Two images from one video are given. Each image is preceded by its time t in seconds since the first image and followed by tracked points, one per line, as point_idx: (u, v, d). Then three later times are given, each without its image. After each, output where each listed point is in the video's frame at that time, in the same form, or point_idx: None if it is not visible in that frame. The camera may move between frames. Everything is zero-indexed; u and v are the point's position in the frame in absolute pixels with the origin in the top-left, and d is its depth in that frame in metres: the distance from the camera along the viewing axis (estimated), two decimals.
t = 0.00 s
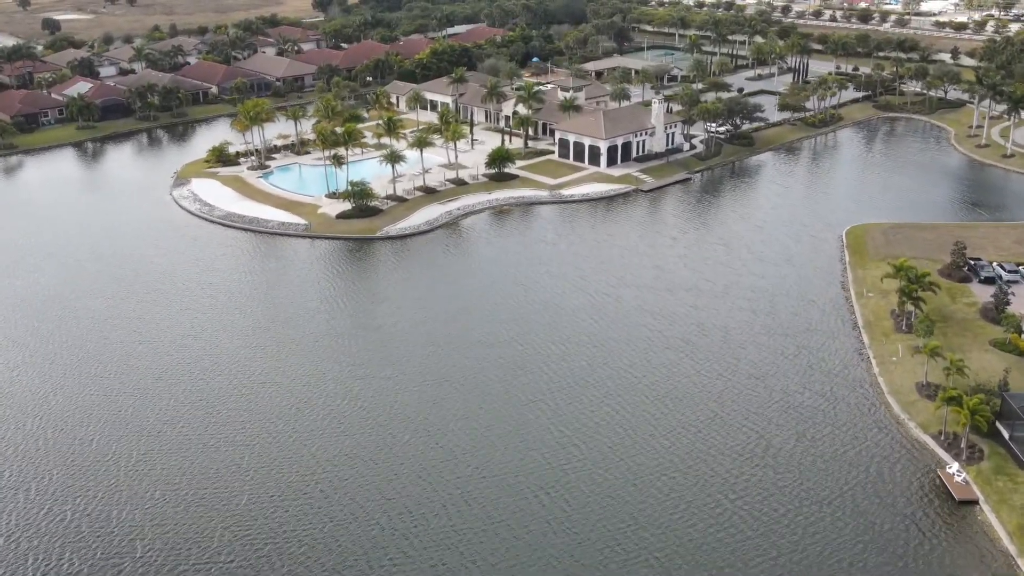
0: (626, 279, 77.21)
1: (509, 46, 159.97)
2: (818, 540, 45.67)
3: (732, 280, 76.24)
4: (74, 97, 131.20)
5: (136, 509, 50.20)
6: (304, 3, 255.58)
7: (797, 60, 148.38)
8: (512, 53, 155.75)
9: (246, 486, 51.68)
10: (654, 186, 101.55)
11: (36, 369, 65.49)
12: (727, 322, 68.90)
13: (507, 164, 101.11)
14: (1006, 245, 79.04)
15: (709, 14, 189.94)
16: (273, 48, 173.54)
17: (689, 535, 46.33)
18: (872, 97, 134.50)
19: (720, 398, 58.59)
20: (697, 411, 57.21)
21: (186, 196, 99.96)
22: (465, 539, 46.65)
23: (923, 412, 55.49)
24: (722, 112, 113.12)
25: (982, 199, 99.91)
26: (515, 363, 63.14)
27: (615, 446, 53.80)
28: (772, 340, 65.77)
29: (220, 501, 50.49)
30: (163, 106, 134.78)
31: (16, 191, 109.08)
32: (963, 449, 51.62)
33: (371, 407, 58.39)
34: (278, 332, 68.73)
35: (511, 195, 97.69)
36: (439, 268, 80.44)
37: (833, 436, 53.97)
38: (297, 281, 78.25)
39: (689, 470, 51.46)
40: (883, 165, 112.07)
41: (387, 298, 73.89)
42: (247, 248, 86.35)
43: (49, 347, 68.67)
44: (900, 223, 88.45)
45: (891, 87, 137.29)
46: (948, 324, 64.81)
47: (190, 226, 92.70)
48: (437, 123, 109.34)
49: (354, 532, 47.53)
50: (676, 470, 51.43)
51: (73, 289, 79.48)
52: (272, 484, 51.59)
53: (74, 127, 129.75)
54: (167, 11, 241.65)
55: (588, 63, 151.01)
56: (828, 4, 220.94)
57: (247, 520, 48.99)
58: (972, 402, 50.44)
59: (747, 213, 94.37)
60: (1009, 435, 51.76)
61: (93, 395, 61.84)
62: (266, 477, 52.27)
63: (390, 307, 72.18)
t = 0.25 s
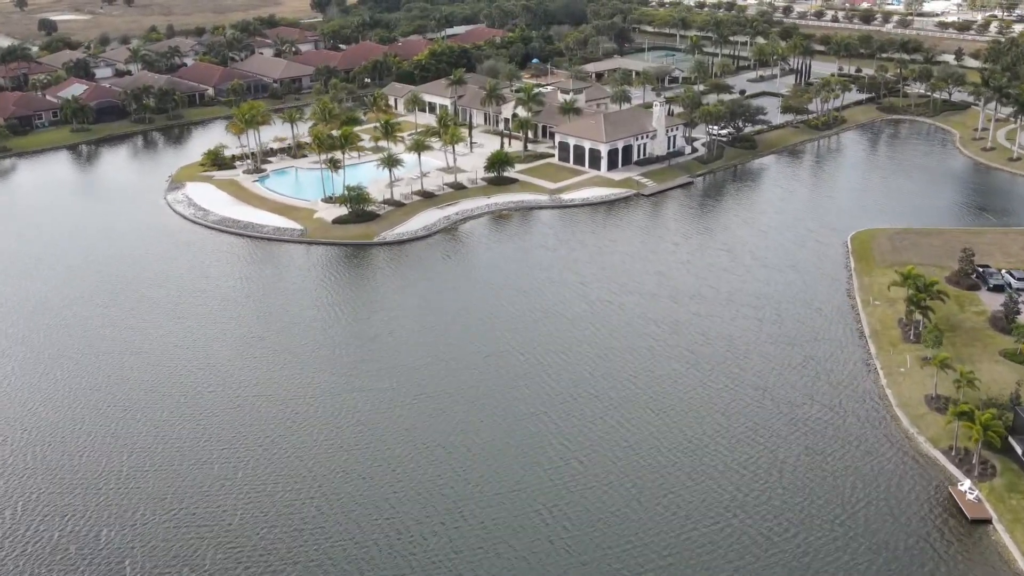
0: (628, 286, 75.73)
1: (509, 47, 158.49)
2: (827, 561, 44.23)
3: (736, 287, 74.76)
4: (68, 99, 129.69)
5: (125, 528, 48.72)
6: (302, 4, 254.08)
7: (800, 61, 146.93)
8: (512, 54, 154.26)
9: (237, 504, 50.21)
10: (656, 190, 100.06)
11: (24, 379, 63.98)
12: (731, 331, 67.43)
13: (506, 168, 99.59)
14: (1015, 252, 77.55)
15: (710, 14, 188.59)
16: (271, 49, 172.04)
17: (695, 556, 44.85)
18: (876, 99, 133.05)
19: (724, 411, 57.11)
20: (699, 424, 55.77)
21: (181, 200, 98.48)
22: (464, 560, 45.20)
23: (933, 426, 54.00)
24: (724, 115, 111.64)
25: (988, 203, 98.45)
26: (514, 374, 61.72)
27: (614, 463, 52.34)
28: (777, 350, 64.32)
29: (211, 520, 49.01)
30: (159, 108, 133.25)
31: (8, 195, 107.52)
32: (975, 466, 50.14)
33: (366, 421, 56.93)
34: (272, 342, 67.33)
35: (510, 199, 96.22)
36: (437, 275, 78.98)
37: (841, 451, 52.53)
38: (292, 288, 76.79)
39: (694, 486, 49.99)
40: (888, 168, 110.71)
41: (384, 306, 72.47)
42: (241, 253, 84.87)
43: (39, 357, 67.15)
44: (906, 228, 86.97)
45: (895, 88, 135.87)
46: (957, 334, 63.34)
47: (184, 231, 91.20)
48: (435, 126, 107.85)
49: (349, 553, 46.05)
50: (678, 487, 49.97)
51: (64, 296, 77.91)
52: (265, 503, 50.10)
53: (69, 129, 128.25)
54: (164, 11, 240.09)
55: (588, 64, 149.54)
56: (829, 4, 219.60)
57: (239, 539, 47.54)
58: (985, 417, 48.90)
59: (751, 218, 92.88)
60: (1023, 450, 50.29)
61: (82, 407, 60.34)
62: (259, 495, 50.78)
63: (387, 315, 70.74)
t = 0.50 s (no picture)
0: (630, 295, 74.01)
1: (508, 48, 156.79)
2: None
3: (740, 297, 73.05)
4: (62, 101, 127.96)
5: (109, 551, 47.00)
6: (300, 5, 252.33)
7: (802, 63, 145.28)
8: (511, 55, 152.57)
9: (226, 526, 48.51)
10: (657, 195, 98.33)
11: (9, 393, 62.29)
12: (735, 342, 65.71)
13: (505, 172, 97.83)
14: None
15: (712, 15, 186.97)
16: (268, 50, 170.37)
17: None
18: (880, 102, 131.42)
19: (729, 427, 55.36)
20: (704, 441, 54.01)
21: (174, 205, 96.72)
22: None
23: (945, 444, 52.27)
24: (727, 118, 109.94)
25: (996, 208, 96.71)
26: (513, 388, 59.97)
27: (617, 482, 50.59)
28: (783, 363, 62.58)
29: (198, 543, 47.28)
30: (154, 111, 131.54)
31: None
32: (990, 486, 48.40)
33: (360, 439, 55.19)
34: (264, 355, 65.60)
35: (509, 205, 94.46)
36: (434, 283, 77.26)
37: (850, 470, 50.86)
38: (286, 297, 75.03)
39: (698, 507, 48.32)
40: (893, 172, 109.01)
41: (380, 316, 70.72)
42: (235, 261, 83.14)
43: (25, 369, 65.43)
44: (913, 234, 85.24)
45: (899, 91, 134.20)
46: (968, 346, 61.60)
47: (177, 237, 89.50)
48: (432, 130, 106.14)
49: None
50: (682, 509, 48.23)
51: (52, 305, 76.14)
52: (255, 524, 48.40)
53: (62, 132, 126.57)
54: (161, 12, 238.35)
55: (589, 66, 147.84)
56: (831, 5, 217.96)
57: (228, 564, 45.86)
58: (999, 435, 47.11)
59: (754, 224, 91.15)
60: None
61: (68, 422, 58.64)
62: (249, 516, 49.08)
63: (382, 326, 68.99)
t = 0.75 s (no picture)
0: (631, 303, 72.58)
1: (508, 50, 155.34)
2: None
3: (743, 305, 71.66)
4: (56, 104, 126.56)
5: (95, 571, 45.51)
6: (299, 5, 250.97)
7: (805, 65, 143.90)
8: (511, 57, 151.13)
9: (215, 546, 47.01)
10: (658, 199, 96.87)
11: None
12: (739, 353, 64.27)
13: (504, 176, 96.34)
14: None
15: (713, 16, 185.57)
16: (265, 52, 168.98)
17: None
18: (884, 104, 130.05)
19: (733, 441, 53.92)
20: (707, 457, 52.57)
21: (167, 210, 95.26)
22: None
23: (956, 459, 50.78)
24: (729, 120, 108.49)
25: (1002, 212, 95.22)
26: (511, 401, 58.52)
27: (618, 500, 49.12)
28: (788, 374, 61.16)
29: (187, 564, 45.84)
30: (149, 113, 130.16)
31: None
32: (1003, 504, 46.87)
33: (354, 454, 53.73)
34: (257, 365, 64.18)
35: (507, 210, 92.96)
36: (432, 290, 75.81)
37: (860, 487, 49.40)
38: (280, 305, 73.57)
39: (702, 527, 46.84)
40: (897, 175, 107.58)
41: (375, 325, 69.29)
42: (229, 267, 81.70)
43: (14, 380, 64.02)
44: (919, 240, 83.77)
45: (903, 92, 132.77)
46: (978, 357, 60.10)
47: (171, 243, 88.01)
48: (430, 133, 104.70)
49: None
50: (685, 529, 46.80)
51: (43, 312, 74.65)
52: (246, 545, 46.93)
53: (56, 135, 125.18)
54: (158, 12, 236.96)
55: (589, 68, 146.45)
56: (833, 5, 216.52)
57: None
58: (1013, 452, 45.63)
59: (757, 229, 89.67)
60: None
61: (55, 435, 57.19)
62: (239, 536, 47.60)
63: (377, 335, 67.55)
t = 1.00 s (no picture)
0: (633, 313, 70.90)
1: (507, 51, 153.71)
2: None
3: (747, 315, 70.03)
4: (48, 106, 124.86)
5: None
6: (297, 6, 249.37)
7: (807, 67, 142.28)
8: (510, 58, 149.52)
9: (203, 569, 45.36)
10: (660, 204, 95.18)
11: None
12: (743, 366, 62.58)
13: (502, 181, 94.64)
14: None
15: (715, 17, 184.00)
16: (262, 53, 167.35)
17: None
18: (887, 106, 128.42)
19: (738, 459, 52.24)
20: (711, 476, 50.87)
21: (160, 215, 93.56)
22: None
23: (970, 479, 49.12)
24: (731, 124, 106.83)
25: (1010, 218, 93.52)
26: (509, 417, 56.84)
27: (620, 523, 47.45)
28: (794, 387, 59.50)
29: None
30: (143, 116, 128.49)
31: None
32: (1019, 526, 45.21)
33: (348, 474, 52.04)
34: (248, 378, 62.51)
35: (506, 215, 91.24)
36: (429, 298, 74.13)
37: (871, 508, 47.73)
38: (273, 314, 71.86)
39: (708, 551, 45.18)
40: (903, 179, 105.91)
41: (370, 336, 67.60)
42: (221, 275, 80.02)
43: None
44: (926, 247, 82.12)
45: (907, 95, 131.17)
46: (989, 370, 58.44)
47: (163, 249, 86.33)
48: (428, 137, 103.06)
49: None
50: (690, 554, 45.10)
51: (30, 321, 73.00)
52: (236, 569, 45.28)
53: (48, 138, 123.50)
54: (155, 13, 235.31)
55: (589, 70, 144.79)
56: (834, 6, 214.96)
57: None
58: None
59: (761, 234, 88.00)
60: None
61: (39, 450, 55.56)
62: (229, 559, 45.93)
63: (372, 347, 65.86)
